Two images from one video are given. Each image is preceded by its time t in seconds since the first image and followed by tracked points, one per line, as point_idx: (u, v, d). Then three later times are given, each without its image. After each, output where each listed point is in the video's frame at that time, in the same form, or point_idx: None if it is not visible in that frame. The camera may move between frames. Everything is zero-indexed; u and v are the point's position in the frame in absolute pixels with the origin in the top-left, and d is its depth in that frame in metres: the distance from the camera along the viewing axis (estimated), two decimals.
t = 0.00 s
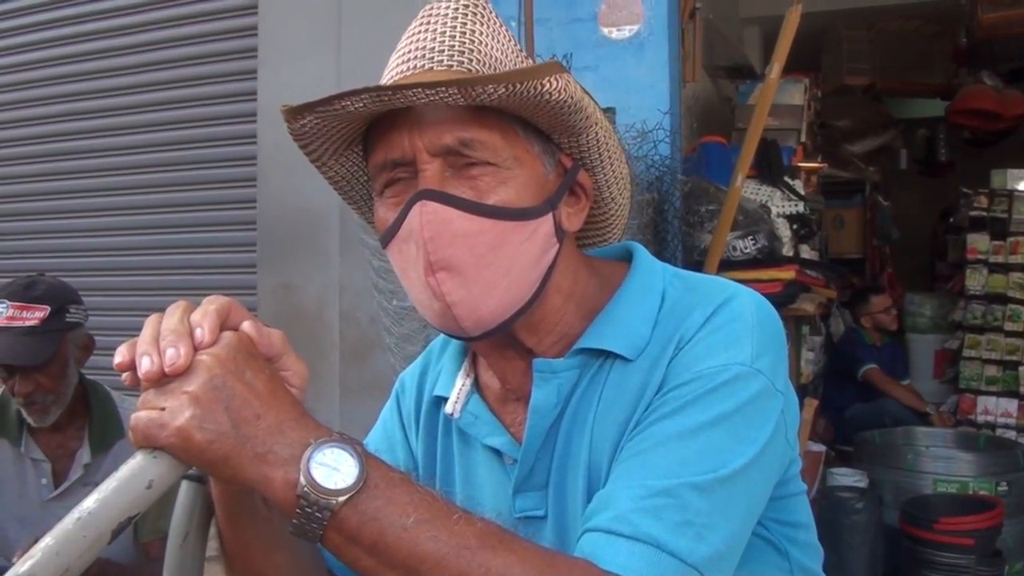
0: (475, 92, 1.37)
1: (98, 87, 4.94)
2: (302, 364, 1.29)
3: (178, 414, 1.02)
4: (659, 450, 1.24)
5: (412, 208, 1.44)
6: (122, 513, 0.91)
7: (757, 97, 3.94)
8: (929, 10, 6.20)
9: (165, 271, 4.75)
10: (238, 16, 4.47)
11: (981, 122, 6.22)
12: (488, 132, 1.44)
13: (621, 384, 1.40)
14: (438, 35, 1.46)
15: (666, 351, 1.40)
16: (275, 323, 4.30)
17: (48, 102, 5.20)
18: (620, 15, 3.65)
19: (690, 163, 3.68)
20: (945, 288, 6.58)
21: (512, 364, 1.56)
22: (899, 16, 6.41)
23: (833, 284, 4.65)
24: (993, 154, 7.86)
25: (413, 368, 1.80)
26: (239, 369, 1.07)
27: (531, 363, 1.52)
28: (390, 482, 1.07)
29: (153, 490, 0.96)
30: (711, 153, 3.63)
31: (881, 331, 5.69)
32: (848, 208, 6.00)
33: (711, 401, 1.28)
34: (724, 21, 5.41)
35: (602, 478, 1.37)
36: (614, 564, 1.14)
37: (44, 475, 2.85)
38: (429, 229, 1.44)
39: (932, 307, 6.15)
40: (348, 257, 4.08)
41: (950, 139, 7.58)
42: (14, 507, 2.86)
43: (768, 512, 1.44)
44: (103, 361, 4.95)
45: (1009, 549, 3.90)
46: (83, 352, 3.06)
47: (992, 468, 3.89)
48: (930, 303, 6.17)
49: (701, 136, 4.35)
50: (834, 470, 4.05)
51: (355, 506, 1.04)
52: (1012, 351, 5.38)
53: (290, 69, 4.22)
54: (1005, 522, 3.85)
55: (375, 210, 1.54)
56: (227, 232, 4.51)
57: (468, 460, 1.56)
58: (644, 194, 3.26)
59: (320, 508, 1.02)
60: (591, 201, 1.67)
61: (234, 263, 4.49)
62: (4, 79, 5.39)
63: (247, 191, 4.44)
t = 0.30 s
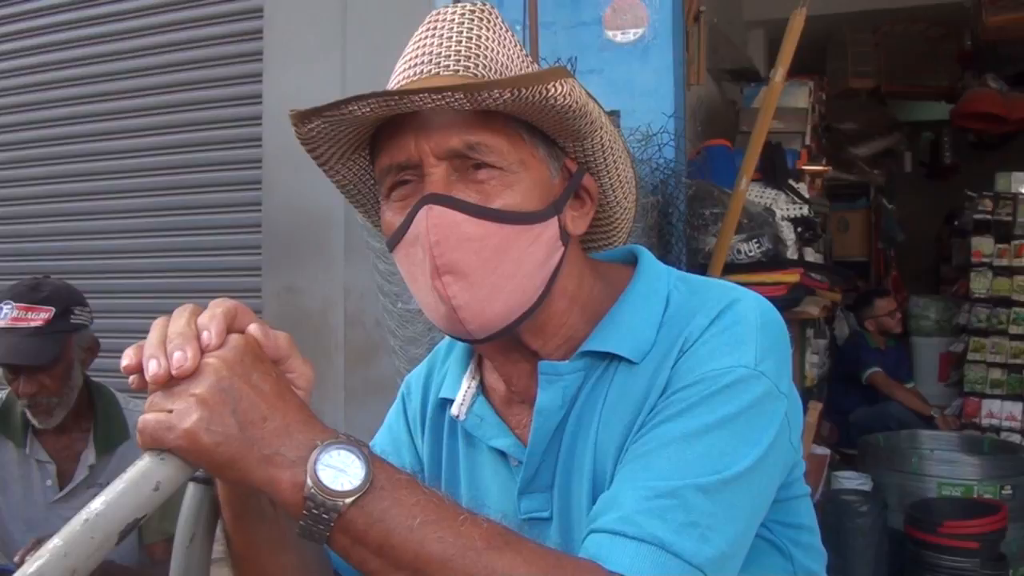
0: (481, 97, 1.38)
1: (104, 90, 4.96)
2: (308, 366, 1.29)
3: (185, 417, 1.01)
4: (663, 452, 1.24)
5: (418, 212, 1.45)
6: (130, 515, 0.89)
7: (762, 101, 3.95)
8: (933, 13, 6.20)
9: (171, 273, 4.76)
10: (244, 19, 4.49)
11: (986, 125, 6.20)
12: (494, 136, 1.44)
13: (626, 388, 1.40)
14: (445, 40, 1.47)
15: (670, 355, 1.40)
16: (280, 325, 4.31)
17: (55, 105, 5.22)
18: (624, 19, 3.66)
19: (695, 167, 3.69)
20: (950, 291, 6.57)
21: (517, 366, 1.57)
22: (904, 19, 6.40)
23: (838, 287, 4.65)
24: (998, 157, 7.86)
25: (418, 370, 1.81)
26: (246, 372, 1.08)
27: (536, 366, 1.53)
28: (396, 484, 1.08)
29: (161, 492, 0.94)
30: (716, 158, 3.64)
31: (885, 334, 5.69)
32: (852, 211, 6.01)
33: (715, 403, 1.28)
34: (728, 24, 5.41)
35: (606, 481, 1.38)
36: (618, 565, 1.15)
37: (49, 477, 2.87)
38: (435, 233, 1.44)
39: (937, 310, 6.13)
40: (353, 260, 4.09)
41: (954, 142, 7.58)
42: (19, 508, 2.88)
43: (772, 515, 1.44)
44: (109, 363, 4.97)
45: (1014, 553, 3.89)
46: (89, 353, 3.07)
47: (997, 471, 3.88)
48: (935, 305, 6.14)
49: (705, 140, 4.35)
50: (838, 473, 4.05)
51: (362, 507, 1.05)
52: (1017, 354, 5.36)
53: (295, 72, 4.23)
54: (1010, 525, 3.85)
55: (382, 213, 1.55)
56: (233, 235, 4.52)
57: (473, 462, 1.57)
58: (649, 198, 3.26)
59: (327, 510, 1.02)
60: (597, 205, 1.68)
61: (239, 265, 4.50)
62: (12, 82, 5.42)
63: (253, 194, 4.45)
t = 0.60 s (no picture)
0: (485, 99, 1.39)
1: (109, 92, 4.97)
2: (313, 368, 1.29)
3: (191, 418, 1.02)
4: (667, 453, 1.25)
5: (423, 213, 1.46)
6: (138, 515, 0.89)
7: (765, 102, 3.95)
8: (937, 14, 6.19)
9: (175, 275, 4.77)
10: (247, 21, 4.50)
11: (990, 126, 6.19)
12: (499, 138, 1.45)
13: (629, 388, 1.41)
14: (449, 43, 1.48)
15: (673, 355, 1.41)
16: (284, 326, 4.32)
17: (60, 107, 5.23)
18: (627, 21, 3.66)
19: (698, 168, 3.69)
20: (954, 292, 6.57)
21: (521, 367, 1.57)
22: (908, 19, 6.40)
23: (842, 288, 4.65)
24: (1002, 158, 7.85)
25: (422, 371, 1.81)
26: (252, 373, 1.08)
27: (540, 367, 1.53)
28: (402, 484, 1.08)
29: (168, 493, 0.94)
30: (720, 160, 3.65)
31: (889, 336, 5.69)
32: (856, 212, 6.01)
33: (718, 404, 1.29)
34: (732, 25, 5.41)
35: (611, 481, 1.38)
36: (623, 564, 1.15)
37: (54, 478, 2.84)
38: (440, 234, 1.45)
39: (940, 311, 6.12)
40: (357, 261, 4.10)
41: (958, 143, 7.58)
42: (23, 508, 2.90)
43: (774, 515, 1.44)
44: (114, 365, 4.98)
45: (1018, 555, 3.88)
46: (94, 355, 3.08)
47: (1001, 473, 3.88)
48: (939, 307, 6.15)
49: (708, 141, 4.36)
50: (842, 474, 4.05)
51: (368, 509, 1.05)
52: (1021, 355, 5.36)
53: (299, 74, 4.24)
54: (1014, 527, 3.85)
55: (387, 215, 1.55)
56: (237, 236, 4.54)
57: (477, 463, 1.57)
58: (652, 199, 3.27)
59: (334, 510, 1.03)
60: (600, 207, 1.68)
61: (244, 267, 4.52)
62: (17, 85, 5.44)
63: (257, 195, 4.46)
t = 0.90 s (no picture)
0: (488, 101, 1.39)
1: (112, 95, 4.98)
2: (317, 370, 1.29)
3: (197, 420, 1.01)
4: (669, 453, 1.25)
5: (427, 215, 1.46)
6: (143, 517, 0.89)
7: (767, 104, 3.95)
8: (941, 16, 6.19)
9: (180, 276, 4.78)
10: (252, 23, 4.51)
11: (994, 128, 6.19)
12: (502, 141, 1.45)
13: (632, 389, 1.41)
14: (454, 47, 1.49)
15: (675, 357, 1.41)
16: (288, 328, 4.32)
17: (65, 110, 5.25)
18: (630, 23, 3.67)
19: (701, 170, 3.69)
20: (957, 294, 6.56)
21: (524, 368, 1.58)
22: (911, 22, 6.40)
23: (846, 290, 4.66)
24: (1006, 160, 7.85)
25: (425, 373, 1.82)
26: (257, 374, 1.10)
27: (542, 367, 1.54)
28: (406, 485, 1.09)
29: (172, 495, 0.94)
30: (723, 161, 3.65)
31: (891, 338, 5.69)
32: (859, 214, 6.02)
33: (721, 404, 1.29)
34: (735, 28, 5.42)
35: (613, 482, 1.38)
36: (627, 564, 1.15)
37: (58, 480, 2.88)
38: (443, 235, 1.45)
39: (943, 313, 6.12)
40: (360, 263, 4.10)
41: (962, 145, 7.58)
42: (27, 510, 2.89)
43: (777, 516, 1.45)
44: (118, 367, 4.99)
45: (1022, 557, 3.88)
46: (99, 357, 3.09)
47: (1004, 475, 3.87)
48: (942, 309, 6.16)
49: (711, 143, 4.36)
50: (845, 476, 4.05)
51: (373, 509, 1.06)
52: None
53: (303, 77, 4.25)
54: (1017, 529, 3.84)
55: (391, 215, 1.56)
56: (242, 238, 4.55)
57: (479, 463, 1.58)
58: (654, 202, 3.28)
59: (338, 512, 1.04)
60: (603, 210, 1.69)
61: (248, 269, 4.52)
62: (22, 87, 5.46)
63: (262, 197, 4.47)
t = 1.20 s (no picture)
0: (489, 101, 1.39)
1: (117, 99, 4.98)
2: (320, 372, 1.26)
3: (199, 423, 1.01)
4: (671, 453, 1.25)
5: (429, 219, 1.45)
6: (145, 521, 0.89)
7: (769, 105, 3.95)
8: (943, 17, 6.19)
9: (183, 280, 4.79)
10: (254, 27, 4.52)
11: (995, 129, 6.19)
12: (504, 141, 1.46)
13: (633, 389, 1.42)
14: (457, 48, 1.49)
15: (676, 357, 1.42)
16: (290, 331, 4.32)
17: (66, 114, 5.27)
18: (631, 25, 3.67)
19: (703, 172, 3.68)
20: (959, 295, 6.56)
21: (524, 369, 1.60)
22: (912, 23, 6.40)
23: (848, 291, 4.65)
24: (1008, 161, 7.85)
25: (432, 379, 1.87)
26: (259, 377, 1.09)
27: (544, 368, 1.56)
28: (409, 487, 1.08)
29: (175, 498, 0.93)
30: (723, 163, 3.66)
31: (894, 340, 5.68)
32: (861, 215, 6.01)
33: (722, 404, 1.29)
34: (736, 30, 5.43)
35: (615, 482, 1.38)
36: (629, 564, 1.15)
37: (62, 483, 2.89)
38: (446, 237, 1.45)
39: (946, 314, 6.12)
40: (363, 267, 4.11)
41: (964, 145, 7.58)
42: (32, 514, 2.89)
43: (779, 516, 1.45)
44: (120, 370, 4.99)
45: None
46: (104, 360, 3.11)
47: (1007, 476, 3.88)
48: (944, 309, 6.12)
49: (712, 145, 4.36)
50: (848, 478, 4.05)
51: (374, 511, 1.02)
52: None
53: (305, 79, 4.25)
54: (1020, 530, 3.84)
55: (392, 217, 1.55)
56: (244, 241, 4.55)
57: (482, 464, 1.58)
58: (657, 203, 3.28)
59: (340, 514, 1.02)
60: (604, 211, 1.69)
61: (250, 272, 4.53)
62: (25, 91, 5.47)
63: (264, 200, 4.47)
